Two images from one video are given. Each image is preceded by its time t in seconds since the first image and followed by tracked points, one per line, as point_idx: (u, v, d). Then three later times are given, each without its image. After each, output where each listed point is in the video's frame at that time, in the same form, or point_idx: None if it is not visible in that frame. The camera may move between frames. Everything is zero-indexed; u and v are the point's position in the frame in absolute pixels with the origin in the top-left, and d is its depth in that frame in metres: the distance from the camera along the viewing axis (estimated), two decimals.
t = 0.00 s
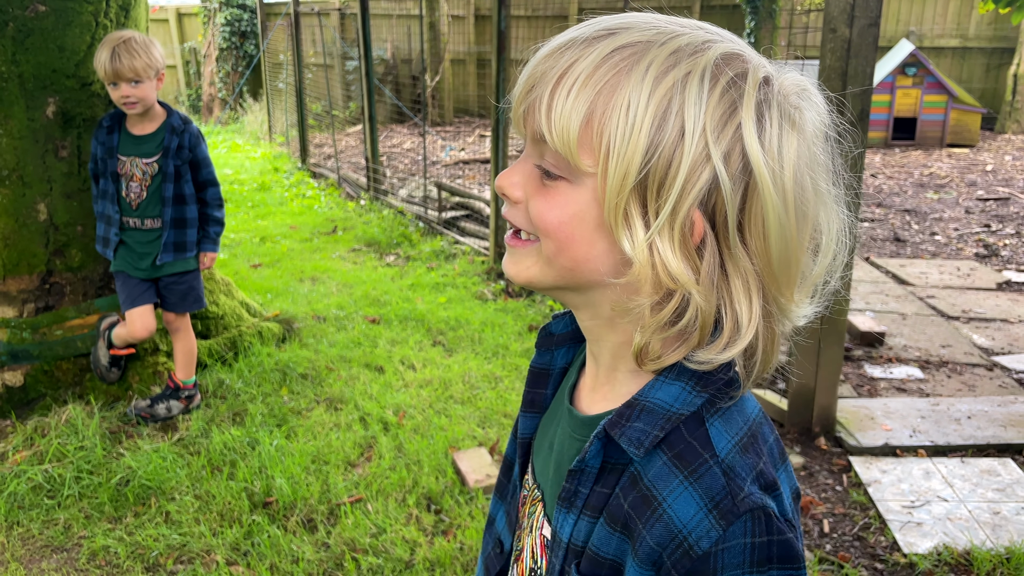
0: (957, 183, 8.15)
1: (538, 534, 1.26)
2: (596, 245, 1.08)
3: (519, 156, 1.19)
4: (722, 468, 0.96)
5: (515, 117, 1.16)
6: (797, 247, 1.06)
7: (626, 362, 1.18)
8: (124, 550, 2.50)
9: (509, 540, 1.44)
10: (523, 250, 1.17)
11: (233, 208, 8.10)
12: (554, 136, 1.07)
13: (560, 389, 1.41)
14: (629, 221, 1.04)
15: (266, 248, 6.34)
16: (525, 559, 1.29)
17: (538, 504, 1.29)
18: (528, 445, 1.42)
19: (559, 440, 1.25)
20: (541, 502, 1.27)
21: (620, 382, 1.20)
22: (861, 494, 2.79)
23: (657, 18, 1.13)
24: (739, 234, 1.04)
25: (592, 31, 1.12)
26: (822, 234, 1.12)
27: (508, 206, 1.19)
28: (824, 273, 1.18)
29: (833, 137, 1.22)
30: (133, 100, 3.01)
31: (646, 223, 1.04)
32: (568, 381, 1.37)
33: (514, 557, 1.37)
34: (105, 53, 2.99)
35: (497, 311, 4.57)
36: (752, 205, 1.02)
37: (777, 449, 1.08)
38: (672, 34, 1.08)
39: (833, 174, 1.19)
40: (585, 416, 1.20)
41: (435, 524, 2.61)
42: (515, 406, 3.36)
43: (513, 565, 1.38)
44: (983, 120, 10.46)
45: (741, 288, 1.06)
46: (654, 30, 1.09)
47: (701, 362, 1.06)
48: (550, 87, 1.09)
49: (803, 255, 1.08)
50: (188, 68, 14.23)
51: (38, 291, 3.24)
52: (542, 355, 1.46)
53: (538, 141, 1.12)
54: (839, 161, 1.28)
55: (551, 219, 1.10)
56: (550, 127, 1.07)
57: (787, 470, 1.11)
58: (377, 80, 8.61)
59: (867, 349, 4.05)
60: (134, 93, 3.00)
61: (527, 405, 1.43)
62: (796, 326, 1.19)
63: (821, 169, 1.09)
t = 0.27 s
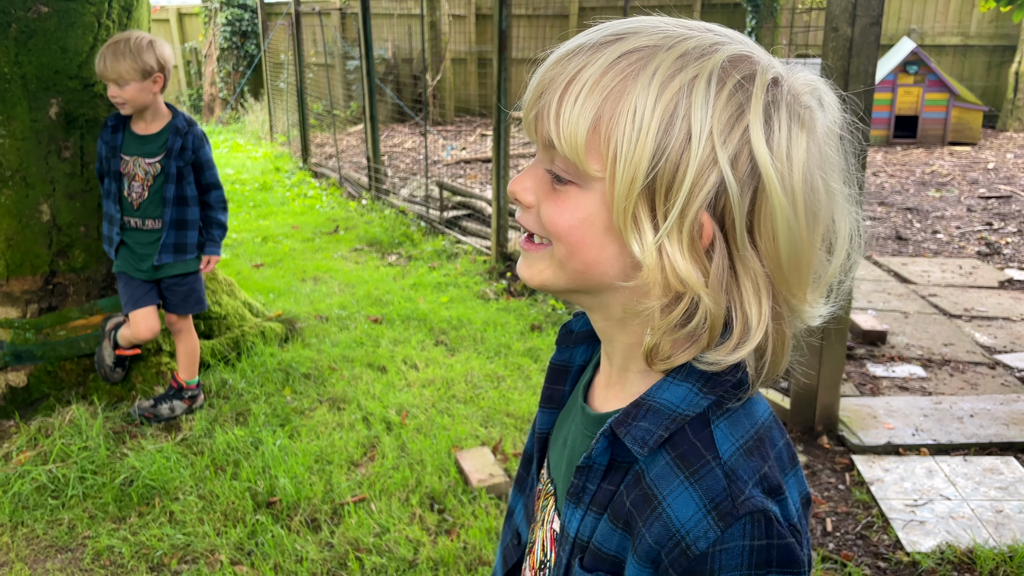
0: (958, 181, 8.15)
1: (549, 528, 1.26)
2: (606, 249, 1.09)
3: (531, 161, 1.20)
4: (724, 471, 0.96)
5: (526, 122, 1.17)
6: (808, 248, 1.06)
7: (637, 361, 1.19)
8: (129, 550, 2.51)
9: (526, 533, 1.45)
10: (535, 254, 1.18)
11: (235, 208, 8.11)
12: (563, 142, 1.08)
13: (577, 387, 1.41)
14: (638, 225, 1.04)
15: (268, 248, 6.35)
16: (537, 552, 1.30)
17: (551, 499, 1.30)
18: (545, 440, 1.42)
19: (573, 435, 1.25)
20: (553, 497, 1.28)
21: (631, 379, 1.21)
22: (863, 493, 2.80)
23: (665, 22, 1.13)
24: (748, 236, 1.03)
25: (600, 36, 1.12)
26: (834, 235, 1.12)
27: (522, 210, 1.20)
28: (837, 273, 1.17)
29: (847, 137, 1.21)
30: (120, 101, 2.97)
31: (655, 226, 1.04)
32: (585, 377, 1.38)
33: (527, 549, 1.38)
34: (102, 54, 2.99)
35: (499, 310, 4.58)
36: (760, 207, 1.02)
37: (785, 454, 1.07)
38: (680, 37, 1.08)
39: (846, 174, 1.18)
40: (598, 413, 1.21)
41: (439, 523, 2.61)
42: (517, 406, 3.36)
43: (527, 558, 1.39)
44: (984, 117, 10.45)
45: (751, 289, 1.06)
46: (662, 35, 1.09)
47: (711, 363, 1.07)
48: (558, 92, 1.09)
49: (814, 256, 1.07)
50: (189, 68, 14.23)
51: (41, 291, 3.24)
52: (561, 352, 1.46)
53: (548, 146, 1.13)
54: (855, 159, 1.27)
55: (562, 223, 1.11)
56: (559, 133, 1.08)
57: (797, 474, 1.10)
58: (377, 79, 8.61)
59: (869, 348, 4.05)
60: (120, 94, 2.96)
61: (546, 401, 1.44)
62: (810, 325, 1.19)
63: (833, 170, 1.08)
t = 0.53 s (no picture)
0: (959, 179, 8.15)
1: (566, 529, 1.27)
2: (623, 252, 1.08)
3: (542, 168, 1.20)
4: (743, 467, 0.97)
5: (537, 129, 1.17)
6: (821, 244, 1.06)
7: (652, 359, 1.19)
8: (133, 549, 2.51)
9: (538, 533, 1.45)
10: (551, 259, 1.17)
11: (237, 207, 8.11)
12: (577, 146, 1.08)
13: (590, 388, 1.41)
14: (654, 227, 1.04)
15: (269, 247, 6.35)
16: (554, 552, 1.31)
17: (567, 499, 1.30)
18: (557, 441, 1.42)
19: (588, 436, 1.25)
20: (569, 497, 1.28)
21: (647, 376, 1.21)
22: (866, 490, 2.80)
23: (672, 24, 1.14)
24: (763, 234, 1.03)
25: (609, 41, 1.12)
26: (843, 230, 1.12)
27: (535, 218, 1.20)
28: (847, 267, 1.18)
29: (852, 133, 1.22)
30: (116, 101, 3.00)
31: (671, 228, 1.03)
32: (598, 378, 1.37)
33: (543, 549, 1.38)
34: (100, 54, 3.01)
35: (501, 308, 4.58)
36: (775, 205, 1.02)
37: (804, 451, 1.04)
38: (688, 40, 1.09)
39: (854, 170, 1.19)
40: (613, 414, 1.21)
41: (442, 521, 2.62)
42: (520, 404, 3.37)
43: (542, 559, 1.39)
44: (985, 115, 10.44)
45: (767, 287, 1.06)
46: (670, 38, 1.10)
47: (728, 361, 1.07)
48: (571, 98, 1.09)
49: (827, 251, 1.08)
50: (190, 68, 14.23)
51: (44, 291, 3.25)
52: (573, 354, 1.46)
53: (560, 152, 1.13)
54: (859, 155, 1.28)
55: (577, 228, 1.10)
56: (573, 138, 1.08)
57: (815, 471, 1.07)
58: (378, 78, 8.62)
59: (871, 346, 4.06)
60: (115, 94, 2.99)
61: (558, 402, 1.44)
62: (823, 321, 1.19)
63: (842, 165, 1.09)
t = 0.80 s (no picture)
0: (960, 178, 8.15)
1: (592, 545, 1.26)
2: (653, 267, 1.07)
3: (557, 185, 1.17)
4: (785, 475, 0.97)
5: (552, 145, 1.15)
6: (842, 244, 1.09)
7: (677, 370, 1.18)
8: (137, 548, 2.52)
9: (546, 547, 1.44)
10: (573, 279, 1.15)
11: (238, 207, 8.13)
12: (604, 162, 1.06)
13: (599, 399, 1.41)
14: (689, 241, 1.04)
15: (271, 247, 6.37)
16: (578, 568, 1.30)
17: (588, 514, 1.29)
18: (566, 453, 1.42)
19: (609, 450, 1.25)
20: (591, 512, 1.27)
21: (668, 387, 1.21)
22: (868, 489, 2.81)
23: (681, 32, 1.14)
24: (792, 238, 1.06)
25: (622, 54, 1.12)
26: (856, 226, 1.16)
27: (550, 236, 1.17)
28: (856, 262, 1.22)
29: (854, 129, 1.25)
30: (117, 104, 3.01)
31: (705, 240, 1.04)
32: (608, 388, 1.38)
33: (560, 564, 1.38)
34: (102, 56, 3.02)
35: (503, 308, 4.59)
36: (804, 211, 1.05)
37: (831, 451, 1.06)
38: (703, 48, 1.09)
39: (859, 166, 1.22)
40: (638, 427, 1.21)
41: (445, 520, 2.63)
42: (522, 403, 3.38)
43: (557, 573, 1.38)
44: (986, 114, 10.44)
45: (798, 292, 1.09)
46: (685, 47, 1.10)
47: (763, 368, 1.08)
48: (594, 113, 1.08)
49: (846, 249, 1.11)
50: (191, 68, 14.25)
51: (48, 291, 3.27)
52: (578, 365, 1.47)
53: (581, 168, 1.11)
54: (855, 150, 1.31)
55: (604, 245, 1.08)
56: (599, 154, 1.07)
57: (841, 471, 1.09)
58: (379, 78, 8.63)
59: (873, 345, 4.06)
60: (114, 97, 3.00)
61: (564, 415, 1.43)
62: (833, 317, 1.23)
63: (855, 164, 1.12)
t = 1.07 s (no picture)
0: (960, 175, 8.17)
1: (585, 528, 1.28)
2: (640, 254, 1.10)
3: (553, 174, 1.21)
4: (773, 461, 1.00)
5: (546, 135, 1.19)
6: (831, 238, 1.10)
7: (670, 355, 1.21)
8: (141, 542, 2.55)
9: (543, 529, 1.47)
10: (565, 266, 1.19)
11: (239, 205, 8.15)
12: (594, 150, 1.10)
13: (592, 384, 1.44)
14: (673, 229, 1.06)
15: (272, 245, 6.39)
16: (573, 550, 1.33)
17: (582, 497, 1.32)
18: (560, 437, 1.45)
19: (602, 434, 1.28)
20: (585, 495, 1.30)
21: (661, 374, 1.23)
22: (865, 483, 2.83)
23: (676, 27, 1.16)
24: (779, 230, 1.07)
25: (617, 46, 1.15)
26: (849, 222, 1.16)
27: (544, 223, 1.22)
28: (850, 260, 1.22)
29: (851, 126, 1.26)
30: (145, 101, 3.03)
31: (691, 229, 1.06)
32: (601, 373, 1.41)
33: (559, 546, 1.41)
34: (126, 53, 3.02)
35: (503, 305, 4.61)
36: (790, 203, 1.06)
37: (818, 438, 1.09)
38: (696, 41, 1.12)
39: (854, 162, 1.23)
40: (629, 413, 1.24)
41: (445, 514, 2.65)
42: (522, 399, 3.40)
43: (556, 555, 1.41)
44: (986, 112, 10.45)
45: (786, 283, 1.10)
46: (678, 40, 1.13)
47: (750, 357, 1.11)
48: (585, 103, 1.11)
49: (837, 243, 1.12)
50: (192, 67, 14.28)
51: (51, 289, 3.29)
52: (573, 350, 1.51)
53: (574, 157, 1.14)
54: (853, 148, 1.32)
55: (593, 232, 1.12)
56: (589, 143, 1.10)
57: (829, 458, 1.11)
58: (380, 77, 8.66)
59: (871, 341, 4.09)
60: (146, 94, 3.02)
61: (558, 399, 1.47)
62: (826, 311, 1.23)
63: (846, 159, 1.13)
